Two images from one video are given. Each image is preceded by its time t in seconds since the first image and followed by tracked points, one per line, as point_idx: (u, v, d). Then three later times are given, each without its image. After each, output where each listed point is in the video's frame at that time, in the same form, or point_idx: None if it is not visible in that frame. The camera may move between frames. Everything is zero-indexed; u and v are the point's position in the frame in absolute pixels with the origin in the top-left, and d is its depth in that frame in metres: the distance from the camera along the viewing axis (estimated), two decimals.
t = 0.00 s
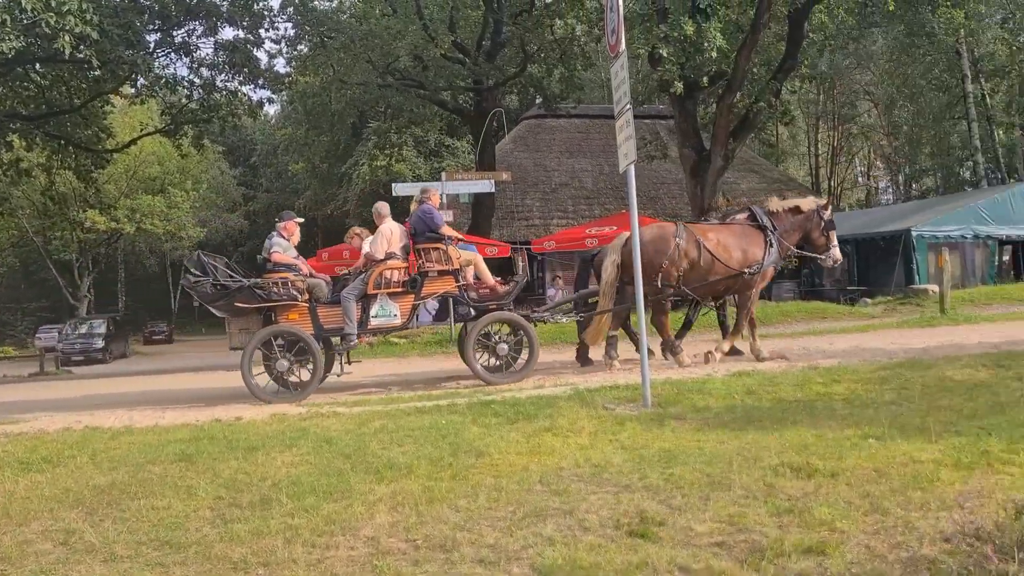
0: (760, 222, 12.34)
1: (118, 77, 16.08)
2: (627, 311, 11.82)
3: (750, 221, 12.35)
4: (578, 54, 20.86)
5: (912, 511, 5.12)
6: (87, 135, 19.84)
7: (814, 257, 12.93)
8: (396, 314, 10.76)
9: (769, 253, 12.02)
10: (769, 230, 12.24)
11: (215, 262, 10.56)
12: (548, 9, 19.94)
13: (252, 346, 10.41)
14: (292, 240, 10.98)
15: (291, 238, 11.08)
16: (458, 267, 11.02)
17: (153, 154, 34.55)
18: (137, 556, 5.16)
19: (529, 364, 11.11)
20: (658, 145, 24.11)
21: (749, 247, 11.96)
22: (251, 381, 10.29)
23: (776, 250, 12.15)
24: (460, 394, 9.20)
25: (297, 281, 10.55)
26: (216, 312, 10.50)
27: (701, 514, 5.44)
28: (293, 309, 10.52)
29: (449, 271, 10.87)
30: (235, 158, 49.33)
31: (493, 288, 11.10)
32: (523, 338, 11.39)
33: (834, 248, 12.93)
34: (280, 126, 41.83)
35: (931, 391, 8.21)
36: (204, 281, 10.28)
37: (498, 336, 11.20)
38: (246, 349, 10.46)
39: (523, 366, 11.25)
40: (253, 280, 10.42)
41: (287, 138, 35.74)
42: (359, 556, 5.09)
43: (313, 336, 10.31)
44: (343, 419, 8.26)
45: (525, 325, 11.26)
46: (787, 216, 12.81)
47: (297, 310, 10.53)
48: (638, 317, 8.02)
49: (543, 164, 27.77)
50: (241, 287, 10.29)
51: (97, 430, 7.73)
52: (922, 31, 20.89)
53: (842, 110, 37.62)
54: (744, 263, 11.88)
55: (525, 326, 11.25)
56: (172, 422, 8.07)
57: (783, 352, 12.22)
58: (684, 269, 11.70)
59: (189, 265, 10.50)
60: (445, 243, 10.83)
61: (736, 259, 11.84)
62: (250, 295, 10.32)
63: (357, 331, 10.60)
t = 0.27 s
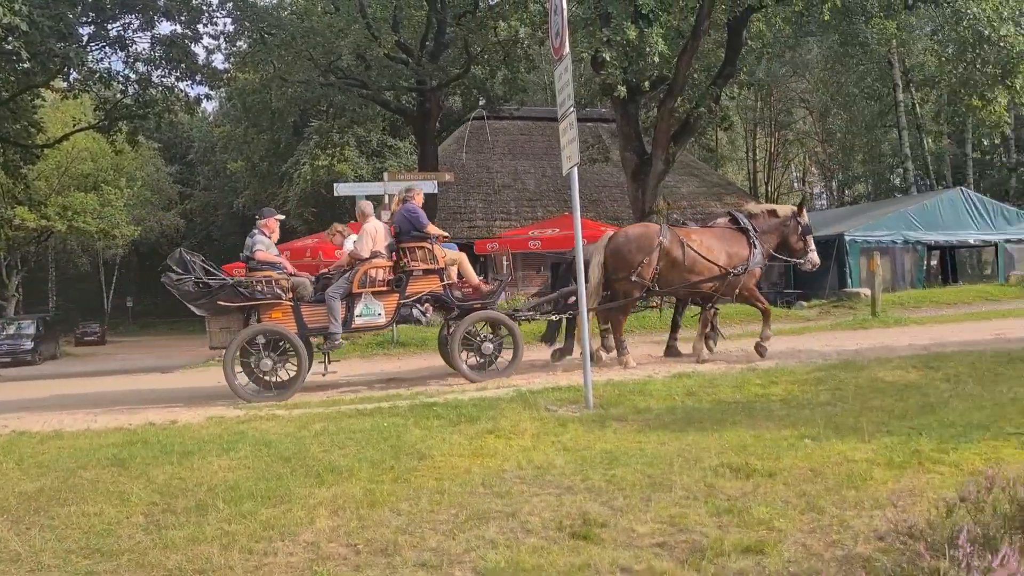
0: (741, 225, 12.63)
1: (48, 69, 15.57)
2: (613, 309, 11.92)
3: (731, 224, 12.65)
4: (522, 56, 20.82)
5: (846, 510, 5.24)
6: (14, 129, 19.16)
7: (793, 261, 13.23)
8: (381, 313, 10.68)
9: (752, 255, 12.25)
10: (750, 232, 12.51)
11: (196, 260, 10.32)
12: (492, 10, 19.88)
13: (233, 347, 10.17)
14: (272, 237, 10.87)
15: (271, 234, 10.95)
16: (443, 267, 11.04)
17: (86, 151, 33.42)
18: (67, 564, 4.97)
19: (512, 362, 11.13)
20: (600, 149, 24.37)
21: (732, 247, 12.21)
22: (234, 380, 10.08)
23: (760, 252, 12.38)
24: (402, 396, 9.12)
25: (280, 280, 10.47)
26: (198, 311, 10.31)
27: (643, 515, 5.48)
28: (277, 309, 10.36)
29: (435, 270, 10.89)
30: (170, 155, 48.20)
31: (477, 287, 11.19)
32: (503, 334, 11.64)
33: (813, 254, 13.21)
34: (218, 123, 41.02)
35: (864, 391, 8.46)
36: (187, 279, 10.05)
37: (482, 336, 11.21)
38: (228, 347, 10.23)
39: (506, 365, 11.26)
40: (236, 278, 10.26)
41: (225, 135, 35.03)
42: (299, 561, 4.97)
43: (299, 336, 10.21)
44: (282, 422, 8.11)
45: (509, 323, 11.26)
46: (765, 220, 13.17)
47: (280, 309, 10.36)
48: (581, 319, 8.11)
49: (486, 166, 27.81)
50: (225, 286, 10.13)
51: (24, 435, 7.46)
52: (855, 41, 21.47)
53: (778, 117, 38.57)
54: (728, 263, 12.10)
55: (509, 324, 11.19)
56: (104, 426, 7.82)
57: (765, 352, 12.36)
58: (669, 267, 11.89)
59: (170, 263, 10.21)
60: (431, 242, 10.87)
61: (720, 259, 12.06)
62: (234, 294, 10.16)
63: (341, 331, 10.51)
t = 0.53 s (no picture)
0: (730, 225, 12.78)
1: None
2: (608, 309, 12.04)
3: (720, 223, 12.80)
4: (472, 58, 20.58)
5: (796, 510, 5.33)
6: None
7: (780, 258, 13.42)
8: (376, 313, 10.76)
9: (741, 253, 12.40)
10: (739, 231, 12.65)
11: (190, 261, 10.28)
12: (443, 11, 19.66)
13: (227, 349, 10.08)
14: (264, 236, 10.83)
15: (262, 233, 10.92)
16: (437, 267, 11.17)
17: (23, 149, 32.14)
18: None
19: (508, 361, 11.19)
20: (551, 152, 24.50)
21: (722, 246, 12.36)
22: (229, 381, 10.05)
23: (749, 250, 12.52)
24: (353, 399, 9.02)
25: (274, 279, 10.48)
26: (191, 312, 10.29)
27: (597, 517, 5.50)
28: (272, 309, 10.35)
29: (429, 269, 11.00)
30: (113, 154, 47.01)
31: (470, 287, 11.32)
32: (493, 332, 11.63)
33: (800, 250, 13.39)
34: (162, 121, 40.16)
35: (811, 392, 8.63)
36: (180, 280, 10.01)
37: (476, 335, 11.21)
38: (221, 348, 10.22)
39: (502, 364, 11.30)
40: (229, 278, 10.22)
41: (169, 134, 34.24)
42: (248, 570, 4.86)
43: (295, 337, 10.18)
44: (230, 427, 7.96)
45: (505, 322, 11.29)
46: (752, 219, 13.34)
47: (275, 309, 10.35)
48: (532, 321, 8.17)
49: (436, 168, 27.72)
50: (219, 286, 10.10)
51: None
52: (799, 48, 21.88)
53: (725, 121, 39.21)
54: (718, 261, 12.24)
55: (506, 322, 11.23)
56: (45, 433, 7.60)
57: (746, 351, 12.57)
58: (661, 268, 12.03)
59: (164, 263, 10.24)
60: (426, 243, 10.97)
61: (710, 258, 12.21)
62: (228, 294, 10.12)
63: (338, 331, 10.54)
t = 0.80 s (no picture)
0: (715, 226, 12.95)
1: None
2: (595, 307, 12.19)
3: (705, 224, 12.96)
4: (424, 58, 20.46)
5: (746, 509, 5.41)
6: None
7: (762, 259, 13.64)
8: (370, 311, 10.78)
9: (724, 255, 12.60)
10: (723, 233, 12.82)
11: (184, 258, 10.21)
12: (393, 11, 19.50)
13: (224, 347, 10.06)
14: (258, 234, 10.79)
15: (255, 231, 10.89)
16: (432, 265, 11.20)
17: None
18: None
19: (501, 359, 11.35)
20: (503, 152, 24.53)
21: (707, 248, 12.54)
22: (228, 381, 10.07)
23: (731, 252, 12.73)
24: (303, 402, 8.89)
25: (269, 278, 10.45)
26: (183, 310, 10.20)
27: (551, 519, 5.51)
28: (266, 307, 10.32)
29: (424, 269, 11.05)
30: (53, 152, 45.67)
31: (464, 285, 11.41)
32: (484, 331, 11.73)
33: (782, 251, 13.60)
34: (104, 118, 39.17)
35: (760, 392, 8.77)
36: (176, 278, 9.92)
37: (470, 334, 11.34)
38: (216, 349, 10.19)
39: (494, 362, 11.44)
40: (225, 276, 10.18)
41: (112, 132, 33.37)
42: None
43: (291, 335, 10.18)
44: (176, 431, 7.78)
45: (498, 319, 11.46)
46: (737, 220, 13.51)
47: (270, 307, 10.31)
48: (487, 319, 8.17)
49: (386, 168, 27.53)
50: (214, 284, 10.04)
51: None
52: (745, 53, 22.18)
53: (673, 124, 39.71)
54: (703, 263, 12.44)
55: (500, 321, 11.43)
56: None
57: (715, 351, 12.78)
58: (649, 269, 12.20)
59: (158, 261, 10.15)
60: (421, 242, 11.01)
61: (696, 260, 12.40)
62: (223, 293, 10.06)
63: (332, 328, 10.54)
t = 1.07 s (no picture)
0: (705, 224, 13.06)
1: None
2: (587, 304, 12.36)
3: (696, 223, 13.08)
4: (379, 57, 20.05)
5: (702, 507, 5.48)
6: None
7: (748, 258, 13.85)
8: (367, 308, 10.92)
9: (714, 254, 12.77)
10: (713, 232, 12.95)
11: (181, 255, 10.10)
12: (346, 9, 19.26)
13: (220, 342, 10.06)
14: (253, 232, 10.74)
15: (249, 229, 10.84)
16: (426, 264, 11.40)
17: None
18: None
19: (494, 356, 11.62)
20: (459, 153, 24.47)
21: (697, 247, 12.70)
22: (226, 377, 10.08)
23: (720, 251, 12.91)
24: (258, 404, 8.76)
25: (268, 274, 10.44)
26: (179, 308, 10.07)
27: (509, 519, 5.51)
28: (264, 304, 10.30)
29: (420, 267, 11.25)
30: None
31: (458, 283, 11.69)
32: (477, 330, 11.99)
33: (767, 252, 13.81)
34: (49, 115, 38.12)
35: (714, 392, 8.88)
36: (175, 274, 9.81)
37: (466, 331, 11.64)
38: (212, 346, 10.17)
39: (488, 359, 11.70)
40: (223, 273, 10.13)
41: (56, 128, 32.49)
42: None
43: (291, 332, 10.23)
44: (126, 435, 7.61)
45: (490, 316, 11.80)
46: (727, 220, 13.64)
47: (268, 304, 10.30)
48: (443, 320, 8.29)
49: (341, 167, 27.28)
50: (214, 280, 9.98)
51: None
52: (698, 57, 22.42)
53: (627, 125, 40.03)
54: (694, 261, 12.59)
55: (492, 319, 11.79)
56: None
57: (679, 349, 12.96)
58: (642, 268, 12.34)
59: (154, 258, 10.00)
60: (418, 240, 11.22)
61: (687, 258, 12.55)
62: (222, 289, 10.01)
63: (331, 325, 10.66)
